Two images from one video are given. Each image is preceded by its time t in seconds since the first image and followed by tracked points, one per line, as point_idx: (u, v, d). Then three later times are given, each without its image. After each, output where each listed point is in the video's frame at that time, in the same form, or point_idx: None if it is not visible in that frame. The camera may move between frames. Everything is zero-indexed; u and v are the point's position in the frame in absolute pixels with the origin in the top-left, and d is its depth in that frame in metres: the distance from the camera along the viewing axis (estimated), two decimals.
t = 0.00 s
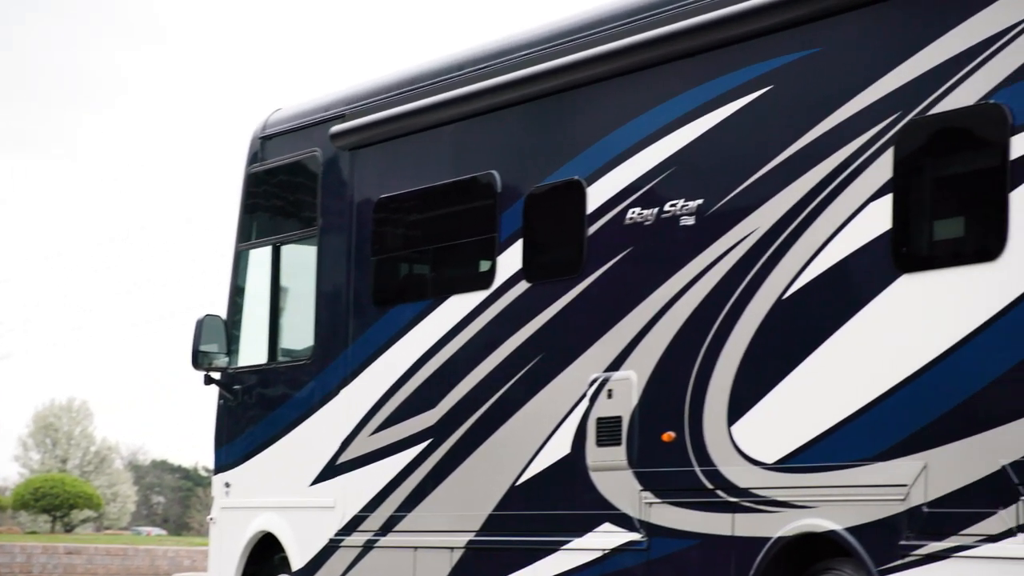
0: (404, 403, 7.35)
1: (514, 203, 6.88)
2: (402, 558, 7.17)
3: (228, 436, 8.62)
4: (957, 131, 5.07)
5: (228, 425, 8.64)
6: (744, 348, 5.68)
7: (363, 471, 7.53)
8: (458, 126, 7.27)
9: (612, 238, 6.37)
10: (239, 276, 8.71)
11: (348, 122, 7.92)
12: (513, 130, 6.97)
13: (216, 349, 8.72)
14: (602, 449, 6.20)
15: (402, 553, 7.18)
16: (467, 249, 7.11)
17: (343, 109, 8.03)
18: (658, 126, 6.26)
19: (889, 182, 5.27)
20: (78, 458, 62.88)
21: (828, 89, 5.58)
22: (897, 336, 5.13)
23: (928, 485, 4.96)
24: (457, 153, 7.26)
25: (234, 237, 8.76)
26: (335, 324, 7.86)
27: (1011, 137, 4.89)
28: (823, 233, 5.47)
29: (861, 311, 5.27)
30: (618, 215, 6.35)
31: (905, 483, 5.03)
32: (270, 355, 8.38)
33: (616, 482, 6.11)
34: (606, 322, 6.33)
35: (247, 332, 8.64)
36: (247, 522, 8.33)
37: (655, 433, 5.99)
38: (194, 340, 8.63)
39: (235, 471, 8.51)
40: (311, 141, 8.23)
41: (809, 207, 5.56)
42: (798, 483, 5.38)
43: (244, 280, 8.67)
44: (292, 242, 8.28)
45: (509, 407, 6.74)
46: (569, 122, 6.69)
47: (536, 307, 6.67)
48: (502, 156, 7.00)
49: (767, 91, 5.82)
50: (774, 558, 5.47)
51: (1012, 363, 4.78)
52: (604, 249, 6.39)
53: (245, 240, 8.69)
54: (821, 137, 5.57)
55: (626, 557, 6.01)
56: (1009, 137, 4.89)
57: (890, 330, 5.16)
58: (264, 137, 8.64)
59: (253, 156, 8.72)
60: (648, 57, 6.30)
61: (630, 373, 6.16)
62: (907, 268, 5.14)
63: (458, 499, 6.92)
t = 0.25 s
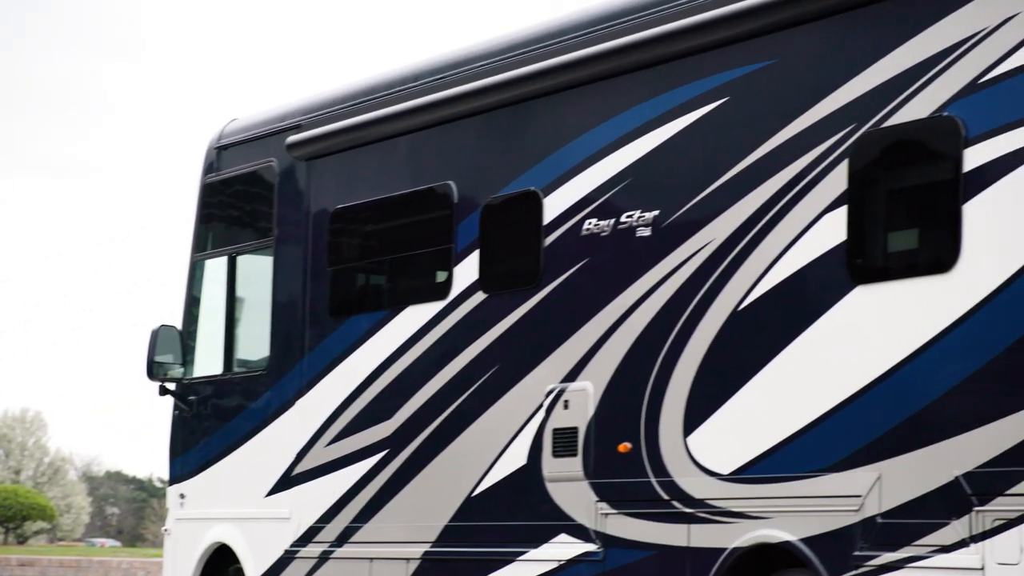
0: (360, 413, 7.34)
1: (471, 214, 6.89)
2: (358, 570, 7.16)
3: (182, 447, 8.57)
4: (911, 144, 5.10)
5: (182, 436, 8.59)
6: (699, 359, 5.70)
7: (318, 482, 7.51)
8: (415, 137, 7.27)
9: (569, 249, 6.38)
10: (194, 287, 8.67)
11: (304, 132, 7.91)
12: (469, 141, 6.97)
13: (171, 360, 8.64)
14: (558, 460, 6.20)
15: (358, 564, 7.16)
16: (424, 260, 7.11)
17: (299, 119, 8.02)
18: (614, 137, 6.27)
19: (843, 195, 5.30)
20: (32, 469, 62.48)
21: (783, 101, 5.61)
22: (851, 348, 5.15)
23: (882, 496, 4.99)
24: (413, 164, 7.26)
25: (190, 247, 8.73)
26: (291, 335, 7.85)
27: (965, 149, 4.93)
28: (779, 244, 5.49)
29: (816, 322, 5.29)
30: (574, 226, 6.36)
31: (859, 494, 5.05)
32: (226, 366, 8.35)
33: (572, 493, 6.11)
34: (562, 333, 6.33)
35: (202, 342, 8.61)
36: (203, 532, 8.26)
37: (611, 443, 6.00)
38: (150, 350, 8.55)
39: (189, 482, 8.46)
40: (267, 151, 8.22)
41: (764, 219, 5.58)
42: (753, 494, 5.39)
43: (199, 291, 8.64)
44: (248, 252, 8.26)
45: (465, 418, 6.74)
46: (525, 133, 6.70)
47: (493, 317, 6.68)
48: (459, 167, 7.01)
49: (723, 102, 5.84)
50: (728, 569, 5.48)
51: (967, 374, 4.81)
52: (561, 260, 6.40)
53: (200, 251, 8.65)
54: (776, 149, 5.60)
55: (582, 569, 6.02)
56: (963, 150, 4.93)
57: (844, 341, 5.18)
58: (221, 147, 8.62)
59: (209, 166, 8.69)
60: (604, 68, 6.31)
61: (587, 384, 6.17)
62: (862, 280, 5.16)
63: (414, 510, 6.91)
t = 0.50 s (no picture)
0: (316, 425, 7.32)
1: (429, 225, 6.88)
2: None
3: (137, 458, 8.52)
4: (866, 157, 5.13)
5: (137, 448, 8.54)
6: (657, 371, 5.71)
7: (275, 493, 7.49)
8: (373, 148, 7.27)
9: (527, 261, 6.38)
10: (151, 298, 8.64)
11: (261, 143, 7.90)
12: (427, 152, 6.97)
13: (127, 371, 8.63)
14: (515, 472, 6.20)
15: None
16: (381, 271, 7.10)
17: (257, 130, 8.00)
18: (571, 149, 6.28)
19: (799, 207, 5.32)
20: None
21: (740, 113, 5.63)
22: (807, 359, 5.17)
23: (838, 507, 5.01)
24: (371, 175, 7.25)
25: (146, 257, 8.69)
26: (248, 346, 7.82)
27: (921, 162, 4.96)
28: (735, 256, 5.51)
29: (772, 334, 5.31)
30: (532, 238, 6.37)
31: (815, 505, 5.07)
32: (182, 377, 8.31)
33: (529, 505, 6.11)
34: (520, 344, 6.33)
35: (157, 353, 8.56)
36: (158, 544, 8.20)
37: (569, 455, 6.00)
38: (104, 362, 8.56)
39: (145, 494, 8.41)
40: (224, 162, 8.19)
41: (721, 230, 5.60)
42: (709, 505, 5.40)
43: (156, 301, 8.60)
44: (204, 263, 8.23)
45: (422, 430, 6.73)
46: (483, 144, 6.70)
47: (451, 329, 6.67)
48: (416, 178, 7.01)
49: (680, 115, 5.86)
50: None
51: (922, 386, 4.84)
52: (518, 271, 6.41)
53: (157, 261, 8.61)
54: (733, 161, 5.62)
55: None
56: (918, 162, 4.97)
57: (800, 353, 5.20)
58: (177, 157, 8.59)
59: (165, 177, 8.66)
60: (563, 80, 6.33)
61: (544, 395, 6.17)
62: (818, 292, 5.18)
63: (371, 522, 6.90)
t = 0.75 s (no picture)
0: (272, 438, 7.29)
1: (384, 238, 6.88)
2: None
3: (90, 472, 8.45)
4: (821, 170, 5.16)
5: (90, 461, 8.47)
6: (612, 384, 5.72)
7: (229, 506, 7.46)
8: (329, 160, 7.26)
9: (483, 274, 6.38)
10: (105, 310, 8.57)
11: (216, 155, 7.88)
12: (383, 165, 6.97)
13: (80, 384, 8.54)
14: (471, 485, 6.20)
15: None
16: (337, 284, 7.09)
17: (212, 142, 7.98)
18: (527, 162, 6.29)
19: (754, 221, 5.34)
20: None
21: (696, 127, 5.65)
22: (762, 372, 5.19)
23: (792, 520, 5.02)
24: (326, 187, 7.24)
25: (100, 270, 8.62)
26: (202, 359, 7.79)
27: (875, 176, 4.99)
28: (691, 269, 5.53)
29: (727, 347, 5.32)
30: (488, 250, 6.37)
31: (770, 518, 5.09)
32: (136, 390, 8.26)
33: (484, 518, 6.11)
34: (476, 358, 6.33)
35: (112, 365, 8.51)
36: (111, 558, 8.15)
37: (525, 468, 6.01)
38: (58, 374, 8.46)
39: (99, 507, 8.34)
40: (179, 174, 8.16)
41: (676, 244, 5.61)
42: (665, 518, 5.41)
43: (110, 314, 8.54)
44: (159, 275, 8.20)
45: (378, 442, 6.71)
46: (439, 157, 6.70)
47: (406, 342, 6.66)
48: (373, 191, 7.00)
49: (635, 128, 5.87)
50: None
51: (876, 399, 4.86)
52: (474, 284, 6.41)
53: (111, 274, 8.55)
54: (688, 174, 5.64)
55: None
56: (872, 176, 4.99)
57: (755, 366, 5.22)
58: (132, 169, 8.55)
59: (120, 189, 8.62)
60: (519, 93, 6.34)
61: (499, 409, 6.17)
62: (773, 306, 5.20)
63: (326, 535, 6.88)
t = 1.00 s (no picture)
0: (226, 450, 7.26)
1: (340, 249, 6.88)
2: None
3: (44, 484, 8.34)
4: (776, 183, 5.18)
5: (44, 473, 8.36)
6: (568, 396, 5.72)
7: (184, 519, 7.42)
8: (285, 171, 7.25)
9: (440, 285, 6.39)
10: (59, 321, 8.47)
11: (171, 166, 7.86)
12: (339, 176, 6.97)
13: (34, 396, 8.47)
14: (427, 496, 6.19)
15: None
16: (293, 295, 7.08)
17: (166, 153, 7.96)
18: (483, 174, 6.29)
19: (709, 233, 5.36)
20: None
21: (652, 140, 5.67)
22: (717, 384, 5.20)
23: (747, 531, 5.04)
24: (282, 198, 7.23)
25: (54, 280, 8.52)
26: (157, 370, 7.75)
27: (829, 189, 5.02)
28: (647, 281, 5.54)
29: (683, 359, 5.34)
30: (444, 262, 6.38)
31: (725, 530, 5.10)
32: (90, 403, 8.20)
33: (440, 530, 6.11)
34: (432, 369, 6.33)
35: (65, 377, 8.43)
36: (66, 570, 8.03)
37: (481, 480, 6.00)
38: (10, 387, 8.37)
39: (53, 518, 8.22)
40: (134, 185, 8.14)
41: (632, 256, 5.63)
42: (620, 530, 5.42)
43: (64, 325, 8.44)
44: (113, 287, 8.15)
45: (333, 454, 6.69)
46: (396, 169, 6.70)
47: (362, 354, 6.65)
48: (329, 202, 6.99)
49: (591, 141, 5.89)
50: None
51: (831, 411, 4.88)
52: (431, 296, 6.41)
53: (65, 284, 8.45)
54: (644, 187, 5.65)
55: None
56: (827, 189, 5.02)
57: (710, 378, 5.23)
58: (87, 180, 8.52)
59: (73, 200, 8.58)
60: (476, 105, 6.36)
61: (455, 420, 6.16)
62: (728, 318, 5.22)
63: (281, 547, 6.85)
